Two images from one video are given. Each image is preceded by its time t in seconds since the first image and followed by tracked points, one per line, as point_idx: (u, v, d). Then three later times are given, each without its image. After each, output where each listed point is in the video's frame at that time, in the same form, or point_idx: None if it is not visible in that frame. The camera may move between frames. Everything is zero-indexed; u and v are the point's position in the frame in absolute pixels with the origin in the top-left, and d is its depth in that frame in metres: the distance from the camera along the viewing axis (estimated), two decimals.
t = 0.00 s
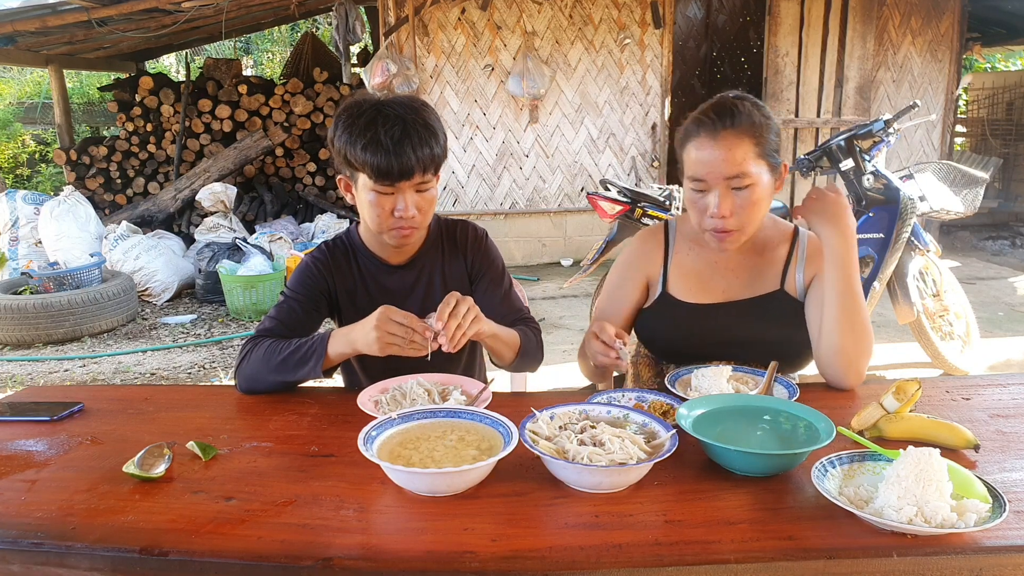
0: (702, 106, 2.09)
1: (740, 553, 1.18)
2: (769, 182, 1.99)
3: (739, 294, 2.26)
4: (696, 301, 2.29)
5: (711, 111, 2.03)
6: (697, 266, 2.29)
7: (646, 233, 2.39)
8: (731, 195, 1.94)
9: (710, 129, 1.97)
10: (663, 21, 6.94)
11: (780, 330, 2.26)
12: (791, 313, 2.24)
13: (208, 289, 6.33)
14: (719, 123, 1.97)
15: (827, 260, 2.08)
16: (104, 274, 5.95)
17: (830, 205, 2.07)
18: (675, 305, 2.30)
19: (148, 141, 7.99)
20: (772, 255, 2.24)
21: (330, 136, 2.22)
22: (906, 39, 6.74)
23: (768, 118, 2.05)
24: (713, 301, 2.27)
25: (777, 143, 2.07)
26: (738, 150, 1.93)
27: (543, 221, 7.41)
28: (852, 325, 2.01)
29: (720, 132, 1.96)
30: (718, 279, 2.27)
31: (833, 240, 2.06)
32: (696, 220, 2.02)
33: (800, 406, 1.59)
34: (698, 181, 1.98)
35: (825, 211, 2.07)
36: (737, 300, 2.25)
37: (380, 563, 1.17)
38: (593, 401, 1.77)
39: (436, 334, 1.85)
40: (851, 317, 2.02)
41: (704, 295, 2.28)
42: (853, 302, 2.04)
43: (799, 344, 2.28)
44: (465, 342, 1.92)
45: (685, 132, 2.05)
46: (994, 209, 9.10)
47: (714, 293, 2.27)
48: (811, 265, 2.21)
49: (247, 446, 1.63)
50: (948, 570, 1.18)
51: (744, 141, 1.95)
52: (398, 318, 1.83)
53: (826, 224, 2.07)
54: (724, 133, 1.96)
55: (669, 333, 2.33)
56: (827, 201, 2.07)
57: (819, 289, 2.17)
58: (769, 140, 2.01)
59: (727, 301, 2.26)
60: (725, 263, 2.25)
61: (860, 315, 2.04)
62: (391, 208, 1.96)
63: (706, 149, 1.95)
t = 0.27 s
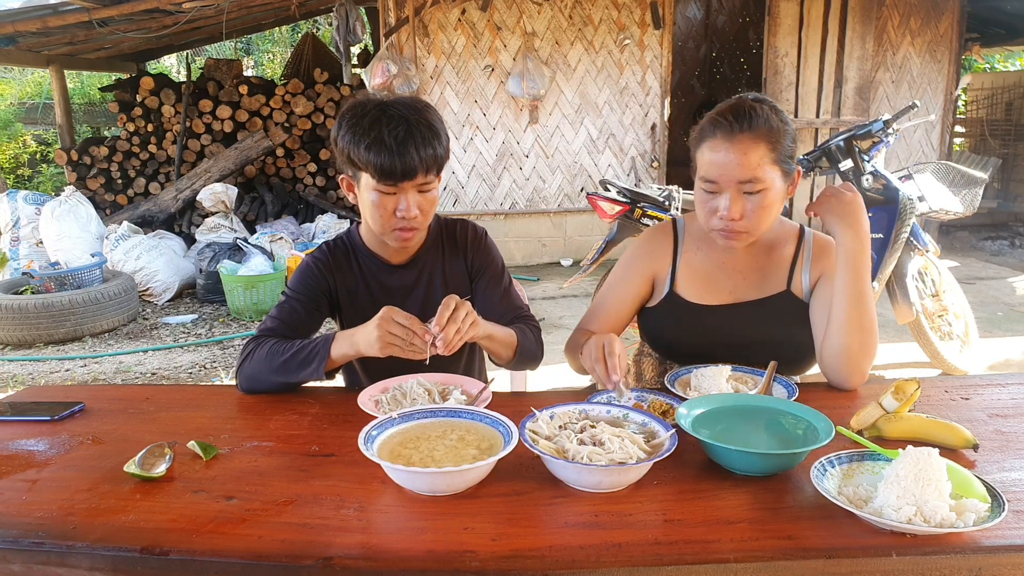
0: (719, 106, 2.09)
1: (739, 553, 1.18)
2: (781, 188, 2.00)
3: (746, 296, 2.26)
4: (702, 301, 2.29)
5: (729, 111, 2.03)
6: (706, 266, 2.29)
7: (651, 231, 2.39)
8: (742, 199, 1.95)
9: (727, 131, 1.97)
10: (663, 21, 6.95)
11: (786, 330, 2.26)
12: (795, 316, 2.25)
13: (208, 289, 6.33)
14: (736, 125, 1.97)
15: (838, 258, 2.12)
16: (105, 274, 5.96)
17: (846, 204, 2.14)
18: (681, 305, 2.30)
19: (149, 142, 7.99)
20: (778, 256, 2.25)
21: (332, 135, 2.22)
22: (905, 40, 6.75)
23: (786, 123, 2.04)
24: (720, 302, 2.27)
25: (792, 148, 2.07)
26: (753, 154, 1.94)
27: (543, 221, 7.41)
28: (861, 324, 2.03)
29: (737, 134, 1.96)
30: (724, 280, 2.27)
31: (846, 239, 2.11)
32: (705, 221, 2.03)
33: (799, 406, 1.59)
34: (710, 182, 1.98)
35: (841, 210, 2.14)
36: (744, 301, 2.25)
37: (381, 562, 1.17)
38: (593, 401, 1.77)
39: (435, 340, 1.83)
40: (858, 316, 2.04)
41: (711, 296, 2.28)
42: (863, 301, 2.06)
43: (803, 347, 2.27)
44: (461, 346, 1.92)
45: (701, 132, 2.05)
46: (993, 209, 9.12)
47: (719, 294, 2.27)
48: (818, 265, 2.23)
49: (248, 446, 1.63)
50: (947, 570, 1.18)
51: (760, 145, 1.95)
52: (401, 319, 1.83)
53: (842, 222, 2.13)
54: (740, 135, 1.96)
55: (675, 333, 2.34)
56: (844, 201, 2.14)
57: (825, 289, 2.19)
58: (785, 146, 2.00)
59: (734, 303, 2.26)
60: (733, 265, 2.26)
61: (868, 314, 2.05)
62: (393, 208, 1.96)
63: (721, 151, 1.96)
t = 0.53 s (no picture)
0: (726, 106, 2.09)
1: (739, 553, 1.18)
2: (787, 190, 2.00)
3: (751, 296, 2.25)
4: (706, 301, 2.29)
5: (737, 112, 2.03)
6: (711, 267, 2.29)
7: (654, 231, 2.38)
8: (748, 201, 1.95)
9: (734, 132, 1.97)
10: (663, 21, 6.95)
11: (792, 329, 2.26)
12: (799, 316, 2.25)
13: (208, 289, 6.33)
14: (744, 126, 1.97)
15: (842, 259, 2.12)
16: (105, 274, 5.96)
17: (849, 204, 2.15)
18: (685, 306, 2.30)
19: (149, 142, 7.99)
20: (782, 257, 2.25)
21: (331, 135, 2.22)
22: (905, 40, 6.75)
23: (794, 125, 2.04)
24: (724, 303, 2.27)
25: (799, 150, 2.07)
26: (760, 156, 1.94)
27: (543, 221, 7.41)
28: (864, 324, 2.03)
29: (744, 135, 1.96)
30: (729, 281, 2.27)
31: (850, 240, 2.12)
32: (710, 222, 2.03)
33: (799, 406, 1.59)
34: (716, 183, 1.98)
35: (845, 211, 2.14)
36: (749, 301, 2.25)
37: (381, 563, 1.17)
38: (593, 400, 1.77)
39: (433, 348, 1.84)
40: (861, 316, 2.04)
41: (716, 297, 2.28)
42: (866, 302, 2.06)
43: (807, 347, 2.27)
44: (459, 355, 1.92)
45: (708, 132, 2.05)
46: (993, 209, 9.12)
47: (724, 296, 2.27)
48: (821, 266, 2.22)
49: (248, 446, 1.63)
50: (946, 570, 1.19)
51: (767, 147, 1.95)
52: (400, 325, 1.83)
53: (845, 222, 2.13)
54: (748, 136, 1.96)
55: (680, 334, 2.34)
56: (847, 202, 2.15)
57: (828, 289, 2.19)
58: (792, 148, 2.01)
59: (739, 303, 2.26)
60: (738, 266, 2.25)
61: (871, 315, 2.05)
62: (393, 208, 1.97)
63: (727, 152, 1.96)
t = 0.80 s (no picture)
0: (727, 106, 2.09)
1: (739, 553, 1.18)
2: (790, 190, 2.00)
3: (752, 296, 2.26)
4: (707, 301, 2.29)
5: (739, 112, 2.03)
6: (712, 266, 2.29)
7: (655, 230, 2.38)
8: (750, 200, 1.95)
9: (737, 131, 1.97)
10: (663, 21, 6.95)
11: (794, 329, 2.26)
12: (799, 317, 2.25)
13: (208, 289, 6.33)
14: (746, 126, 1.97)
15: (842, 259, 2.12)
16: (105, 274, 5.96)
17: (848, 205, 2.16)
18: (687, 306, 2.30)
19: (149, 142, 7.98)
20: (783, 257, 2.25)
21: (329, 134, 2.22)
22: (905, 40, 6.75)
23: (796, 125, 2.04)
24: (725, 302, 2.27)
25: (801, 150, 2.07)
26: (762, 156, 1.94)
27: (543, 221, 7.41)
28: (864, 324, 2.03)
29: (747, 135, 1.96)
30: (731, 280, 2.27)
31: (850, 240, 2.12)
32: (712, 221, 2.03)
33: (799, 406, 1.59)
34: (718, 183, 1.98)
35: (844, 211, 2.15)
36: (749, 301, 2.25)
37: (381, 562, 1.17)
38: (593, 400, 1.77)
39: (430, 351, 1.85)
40: (861, 316, 2.04)
41: (717, 296, 2.28)
42: (866, 302, 2.06)
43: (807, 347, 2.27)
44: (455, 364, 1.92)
45: (709, 131, 2.05)
46: (993, 209, 9.12)
47: (725, 295, 2.27)
48: (821, 266, 2.22)
49: (248, 446, 1.63)
50: (946, 570, 1.18)
51: (769, 146, 1.95)
52: (400, 327, 1.84)
53: (845, 222, 2.14)
54: (750, 136, 1.96)
55: (681, 333, 2.34)
56: (846, 202, 2.16)
57: (828, 290, 2.19)
58: (794, 147, 2.00)
59: (740, 303, 2.26)
60: (740, 265, 2.26)
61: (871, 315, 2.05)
62: (389, 207, 1.96)
63: (729, 152, 1.96)
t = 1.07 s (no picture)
0: (725, 106, 2.09)
1: (740, 553, 1.18)
2: (790, 189, 2.00)
3: (752, 296, 2.26)
4: (707, 301, 2.29)
5: (737, 112, 2.03)
6: (713, 266, 2.29)
7: (655, 230, 2.38)
8: (751, 200, 1.95)
9: (736, 132, 1.97)
10: (663, 21, 6.95)
11: (796, 328, 2.26)
12: (800, 316, 2.25)
13: (208, 289, 6.33)
14: (745, 126, 1.97)
15: (842, 259, 2.12)
16: (105, 274, 5.96)
17: (847, 205, 2.17)
18: (687, 306, 2.30)
19: (149, 142, 7.98)
20: (784, 257, 2.25)
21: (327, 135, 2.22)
22: (905, 40, 6.75)
23: (794, 124, 2.04)
24: (725, 302, 2.27)
25: (800, 149, 2.07)
26: (762, 155, 1.94)
27: (543, 221, 7.41)
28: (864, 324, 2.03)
29: (746, 135, 1.96)
30: (731, 280, 2.27)
31: (850, 240, 2.12)
32: (712, 221, 2.03)
33: (799, 406, 1.59)
34: (718, 183, 1.98)
35: (843, 211, 2.16)
36: (750, 301, 2.25)
37: (381, 563, 1.17)
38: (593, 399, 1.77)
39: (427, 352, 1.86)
40: (862, 316, 2.04)
41: (718, 296, 2.28)
42: (867, 301, 2.06)
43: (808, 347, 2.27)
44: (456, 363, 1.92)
45: (708, 132, 2.05)
46: (993, 209, 9.12)
47: (725, 295, 2.27)
48: (821, 266, 2.22)
49: (248, 446, 1.63)
50: (946, 570, 1.18)
51: (769, 146, 1.95)
52: (396, 328, 1.84)
53: (844, 222, 2.14)
54: (749, 136, 1.96)
55: (681, 333, 2.34)
56: (845, 203, 2.17)
57: (829, 290, 2.19)
58: (793, 147, 2.00)
59: (740, 303, 2.26)
60: (741, 265, 2.26)
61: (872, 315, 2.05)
62: (387, 207, 1.96)
63: (728, 152, 1.96)
